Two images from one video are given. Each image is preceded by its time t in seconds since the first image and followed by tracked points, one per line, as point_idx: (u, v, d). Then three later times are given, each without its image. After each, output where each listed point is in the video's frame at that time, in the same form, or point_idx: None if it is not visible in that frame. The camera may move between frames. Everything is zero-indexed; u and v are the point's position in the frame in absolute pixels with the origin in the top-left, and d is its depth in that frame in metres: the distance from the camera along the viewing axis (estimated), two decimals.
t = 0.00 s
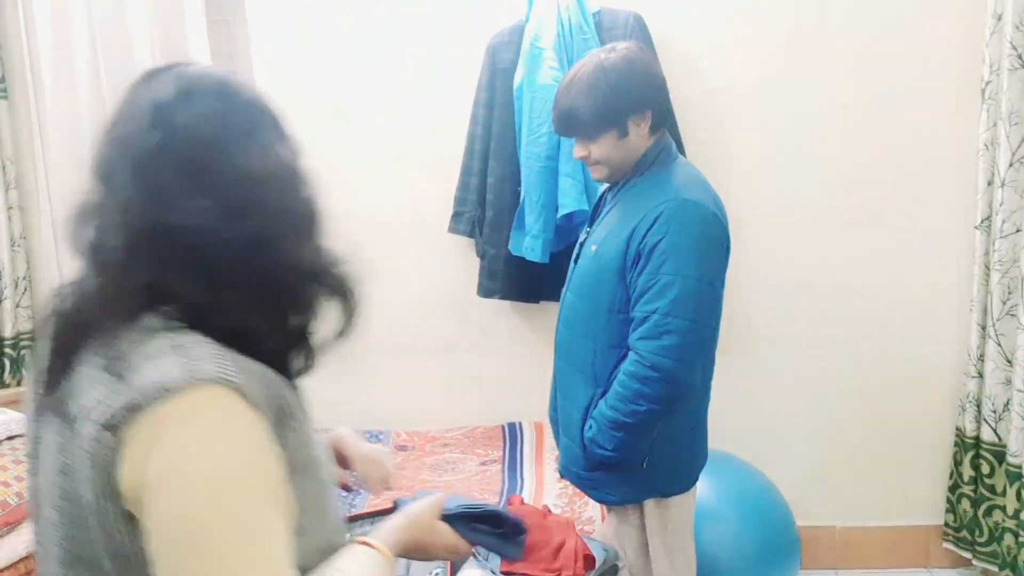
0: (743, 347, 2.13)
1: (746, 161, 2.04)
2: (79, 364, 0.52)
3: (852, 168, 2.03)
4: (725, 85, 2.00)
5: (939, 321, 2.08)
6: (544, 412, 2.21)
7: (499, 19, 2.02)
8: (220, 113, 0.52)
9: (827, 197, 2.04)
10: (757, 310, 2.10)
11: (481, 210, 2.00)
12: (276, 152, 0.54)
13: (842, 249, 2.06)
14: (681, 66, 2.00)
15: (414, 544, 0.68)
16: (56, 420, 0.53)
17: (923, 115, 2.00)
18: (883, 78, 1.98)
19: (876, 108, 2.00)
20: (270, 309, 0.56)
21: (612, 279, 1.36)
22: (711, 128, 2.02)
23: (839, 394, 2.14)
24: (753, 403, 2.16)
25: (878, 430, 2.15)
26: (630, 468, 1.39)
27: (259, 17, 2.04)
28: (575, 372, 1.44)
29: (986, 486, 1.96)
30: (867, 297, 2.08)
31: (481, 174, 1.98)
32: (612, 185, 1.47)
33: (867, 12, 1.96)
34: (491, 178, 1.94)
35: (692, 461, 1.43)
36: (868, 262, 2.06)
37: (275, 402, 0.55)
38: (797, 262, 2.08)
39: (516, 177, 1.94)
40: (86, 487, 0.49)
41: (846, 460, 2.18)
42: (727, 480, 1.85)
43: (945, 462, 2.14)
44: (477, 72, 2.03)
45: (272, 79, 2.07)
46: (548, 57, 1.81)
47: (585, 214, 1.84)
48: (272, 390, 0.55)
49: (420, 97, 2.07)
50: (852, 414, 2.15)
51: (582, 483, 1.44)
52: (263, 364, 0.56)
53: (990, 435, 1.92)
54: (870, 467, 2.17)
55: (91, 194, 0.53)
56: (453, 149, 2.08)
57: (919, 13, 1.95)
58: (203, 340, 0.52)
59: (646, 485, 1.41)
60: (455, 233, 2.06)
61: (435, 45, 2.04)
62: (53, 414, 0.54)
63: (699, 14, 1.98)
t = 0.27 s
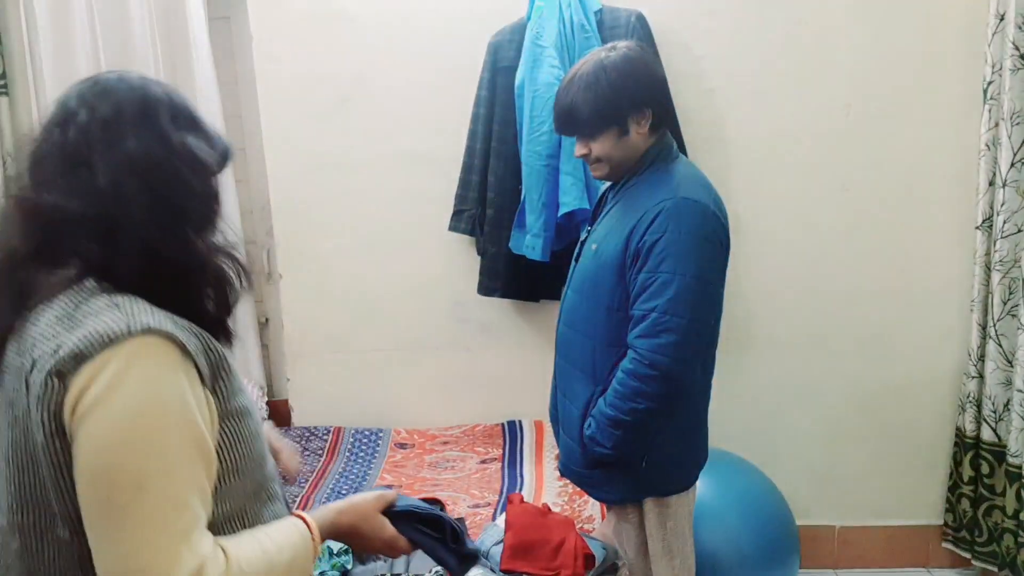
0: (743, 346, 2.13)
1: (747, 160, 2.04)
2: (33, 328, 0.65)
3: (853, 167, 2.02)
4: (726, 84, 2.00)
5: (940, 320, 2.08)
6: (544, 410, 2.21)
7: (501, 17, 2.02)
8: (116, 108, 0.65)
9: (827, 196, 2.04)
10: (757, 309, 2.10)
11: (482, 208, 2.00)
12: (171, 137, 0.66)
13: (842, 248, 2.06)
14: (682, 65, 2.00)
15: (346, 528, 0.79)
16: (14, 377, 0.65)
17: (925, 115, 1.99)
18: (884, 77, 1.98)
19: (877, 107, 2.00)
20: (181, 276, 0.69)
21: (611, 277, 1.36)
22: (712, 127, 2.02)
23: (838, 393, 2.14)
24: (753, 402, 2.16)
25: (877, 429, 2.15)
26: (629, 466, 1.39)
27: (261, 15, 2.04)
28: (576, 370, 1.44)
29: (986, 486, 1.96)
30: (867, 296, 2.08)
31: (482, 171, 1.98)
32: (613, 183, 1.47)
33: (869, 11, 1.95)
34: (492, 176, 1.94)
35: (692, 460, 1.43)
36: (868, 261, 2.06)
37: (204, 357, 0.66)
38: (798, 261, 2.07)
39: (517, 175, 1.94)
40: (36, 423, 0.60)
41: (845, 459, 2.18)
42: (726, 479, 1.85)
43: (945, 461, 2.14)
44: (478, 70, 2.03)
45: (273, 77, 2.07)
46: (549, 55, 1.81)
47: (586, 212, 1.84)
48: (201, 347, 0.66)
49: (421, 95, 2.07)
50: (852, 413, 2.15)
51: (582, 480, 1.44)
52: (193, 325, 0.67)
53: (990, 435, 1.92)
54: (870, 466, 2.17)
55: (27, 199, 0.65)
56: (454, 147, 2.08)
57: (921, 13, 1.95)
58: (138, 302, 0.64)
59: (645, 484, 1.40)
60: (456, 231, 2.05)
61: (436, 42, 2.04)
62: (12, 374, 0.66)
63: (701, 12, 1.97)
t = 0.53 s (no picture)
0: (748, 347, 2.13)
1: (750, 161, 2.03)
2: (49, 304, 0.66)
3: (857, 167, 2.02)
4: (729, 85, 2.00)
5: (945, 319, 2.07)
6: (548, 412, 2.22)
7: (503, 20, 2.02)
8: (100, 113, 0.69)
9: (831, 196, 2.04)
10: (761, 310, 2.10)
11: (485, 210, 2.00)
12: (153, 143, 0.69)
13: (846, 248, 2.06)
14: (684, 66, 2.00)
15: (355, 490, 0.79)
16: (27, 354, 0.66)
17: (928, 114, 1.99)
18: (887, 77, 1.98)
19: (880, 107, 1.99)
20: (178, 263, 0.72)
21: (613, 278, 1.36)
22: (715, 128, 2.02)
23: (843, 393, 2.13)
24: (757, 403, 2.16)
25: (882, 428, 2.14)
26: (632, 466, 1.39)
27: (264, 20, 2.04)
28: (579, 371, 1.44)
29: (993, 486, 1.96)
30: (871, 296, 2.08)
31: (485, 174, 1.99)
32: (615, 184, 1.47)
33: (872, 11, 1.95)
34: (495, 178, 1.94)
35: (695, 459, 1.43)
36: (873, 261, 2.06)
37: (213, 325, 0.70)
38: (801, 261, 2.07)
39: (521, 177, 1.94)
40: (76, 386, 0.62)
41: (850, 460, 2.17)
42: (730, 479, 1.85)
43: (951, 461, 2.14)
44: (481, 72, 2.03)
45: (277, 82, 2.08)
46: (552, 57, 1.81)
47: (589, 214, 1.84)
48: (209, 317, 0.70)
49: (424, 98, 2.07)
50: (857, 414, 2.14)
51: (586, 480, 1.45)
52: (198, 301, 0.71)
53: (996, 434, 1.92)
54: (875, 466, 2.17)
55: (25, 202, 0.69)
56: (457, 149, 2.09)
57: (923, 12, 1.95)
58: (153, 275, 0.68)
59: (649, 483, 1.40)
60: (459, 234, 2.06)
61: (439, 45, 2.04)
62: (25, 352, 0.66)
63: (702, 13, 1.97)
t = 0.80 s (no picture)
0: (761, 343, 2.11)
1: (762, 155, 2.02)
2: (153, 290, 0.70)
3: (870, 161, 2.00)
4: (741, 78, 1.98)
5: (961, 315, 2.05)
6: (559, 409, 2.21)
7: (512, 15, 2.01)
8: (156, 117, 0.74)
9: (844, 191, 2.02)
10: (773, 306, 2.09)
11: (495, 206, 1.99)
12: (207, 142, 0.74)
13: (860, 243, 2.04)
14: (695, 60, 1.98)
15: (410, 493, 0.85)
16: (129, 337, 0.70)
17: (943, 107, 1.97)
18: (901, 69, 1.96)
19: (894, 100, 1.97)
20: (245, 255, 0.77)
21: (623, 273, 1.35)
22: (727, 122, 2.01)
23: (858, 390, 2.11)
24: (770, 399, 2.14)
25: (897, 425, 2.12)
26: (643, 463, 1.38)
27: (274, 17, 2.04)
28: (589, 367, 1.43)
29: (1010, 483, 1.93)
30: (886, 292, 2.06)
31: (495, 170, 1.98)
32: (625, 179, 1.46)
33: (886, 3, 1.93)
34: (505, 174, 1.94)
35: (707, 457, 1.42)
36: (887, 256, 2.04)
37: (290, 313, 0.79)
38: (814, 257, 2.05)
39: (531, 173, 1.93)
40: (198, 362, 0.69)
41: (865, 457, 2.15)
42: (743, 476, 1.83)
43: (967, 458, 2.11)
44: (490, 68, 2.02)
45: (287, 80, 2.08)
46: (561, 52, 1.80)
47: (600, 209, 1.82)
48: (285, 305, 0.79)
49: (434, 95, 2.07)
50: (872, 411, 2.12)
51: (597, 477, 1.44)
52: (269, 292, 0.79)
53: (1015, 430, 1.89)
54: (890, 463, 2.15)
55: (95, 200, 0.73)
56: (466, 146, 2.08)
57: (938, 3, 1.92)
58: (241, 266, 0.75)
59: (660, 481, 1.39)
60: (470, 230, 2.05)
61: (448, 42, 2.04)
62: (127, 337, 0.70)
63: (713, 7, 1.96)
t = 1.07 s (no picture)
0: (783, 346, 2.08)
1: (785, 156, 1.98)
2: (288, 277, 0.76)
3: (896, 162, 1.96)
4: (762, 77, 1.95)
5: (990, 319, 2.00)
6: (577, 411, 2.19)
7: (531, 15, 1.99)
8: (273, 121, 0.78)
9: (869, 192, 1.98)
10: (796, 308, 2.05)
11: (514, 207, 1.98)
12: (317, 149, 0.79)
13: (885, 245, 1.99)
14: (716, 59, 1.95)
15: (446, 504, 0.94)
16: (270, 317, 0.75)
17: (972, 106, 1.92)
18: (929, 67, 1.91)
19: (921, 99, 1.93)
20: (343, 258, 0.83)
21: (639, 276, 1.33)
22: (749, 122, 1.97)
23: (883, 395, 2.07)
24: (793, 404, 2.10)
25: (924, 431, 2.08)
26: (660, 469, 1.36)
27: (292, 18, 2.04)
28: (606, 371, 1.41)
29: None
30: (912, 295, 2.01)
31: (513, 171, 1.96)
32: (644, 180, 1.44)
33: None
34: (523, 174, 1.92)
35: (726, 464, 1.39)
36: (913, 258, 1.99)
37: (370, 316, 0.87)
38: (839, 259, 2.01)
39: (549, 174, 1.92)
40: (335, 344, 0.76)
41: (890, 463, 2.11)
42: (763, 481, 1.80)
43: (995, 466, 2.06)
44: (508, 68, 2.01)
45: (305, 81, 2.08)
46: (580, 52, 1.78)
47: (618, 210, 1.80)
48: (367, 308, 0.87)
49: (452, 96, 2.06)
50: (898, 416, 2.08)
51: (613, 483, 1.42)
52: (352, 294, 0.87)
53: None
54: (916, 469, 2.10)
55: (215, 192, 0.76)
56: (485, 146, 2.07)
57: None
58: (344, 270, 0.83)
59: (677, 487, 1.37)
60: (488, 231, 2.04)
61: (466, 42, 2.03)
62: (263, 316, 0.75)
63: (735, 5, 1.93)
